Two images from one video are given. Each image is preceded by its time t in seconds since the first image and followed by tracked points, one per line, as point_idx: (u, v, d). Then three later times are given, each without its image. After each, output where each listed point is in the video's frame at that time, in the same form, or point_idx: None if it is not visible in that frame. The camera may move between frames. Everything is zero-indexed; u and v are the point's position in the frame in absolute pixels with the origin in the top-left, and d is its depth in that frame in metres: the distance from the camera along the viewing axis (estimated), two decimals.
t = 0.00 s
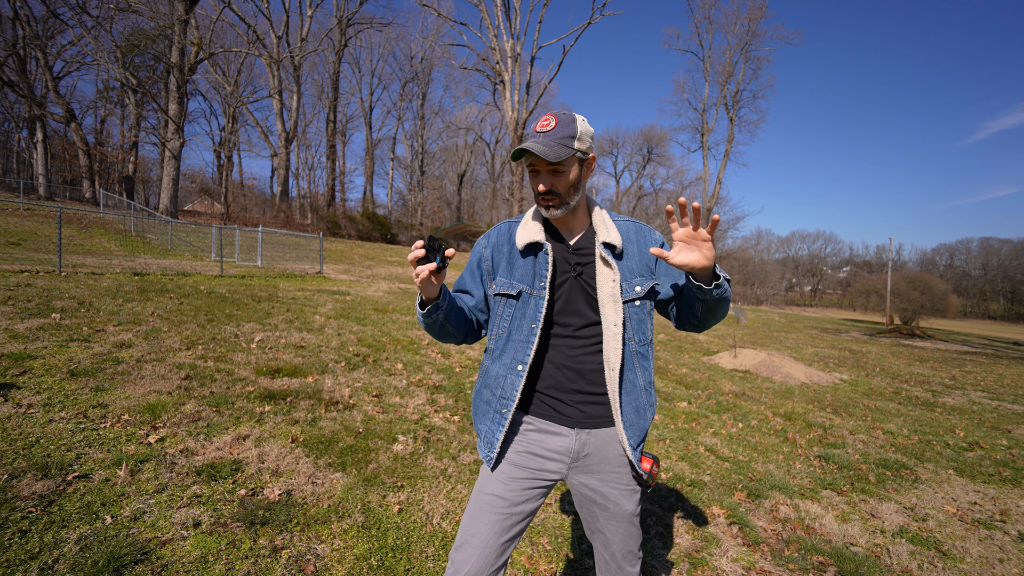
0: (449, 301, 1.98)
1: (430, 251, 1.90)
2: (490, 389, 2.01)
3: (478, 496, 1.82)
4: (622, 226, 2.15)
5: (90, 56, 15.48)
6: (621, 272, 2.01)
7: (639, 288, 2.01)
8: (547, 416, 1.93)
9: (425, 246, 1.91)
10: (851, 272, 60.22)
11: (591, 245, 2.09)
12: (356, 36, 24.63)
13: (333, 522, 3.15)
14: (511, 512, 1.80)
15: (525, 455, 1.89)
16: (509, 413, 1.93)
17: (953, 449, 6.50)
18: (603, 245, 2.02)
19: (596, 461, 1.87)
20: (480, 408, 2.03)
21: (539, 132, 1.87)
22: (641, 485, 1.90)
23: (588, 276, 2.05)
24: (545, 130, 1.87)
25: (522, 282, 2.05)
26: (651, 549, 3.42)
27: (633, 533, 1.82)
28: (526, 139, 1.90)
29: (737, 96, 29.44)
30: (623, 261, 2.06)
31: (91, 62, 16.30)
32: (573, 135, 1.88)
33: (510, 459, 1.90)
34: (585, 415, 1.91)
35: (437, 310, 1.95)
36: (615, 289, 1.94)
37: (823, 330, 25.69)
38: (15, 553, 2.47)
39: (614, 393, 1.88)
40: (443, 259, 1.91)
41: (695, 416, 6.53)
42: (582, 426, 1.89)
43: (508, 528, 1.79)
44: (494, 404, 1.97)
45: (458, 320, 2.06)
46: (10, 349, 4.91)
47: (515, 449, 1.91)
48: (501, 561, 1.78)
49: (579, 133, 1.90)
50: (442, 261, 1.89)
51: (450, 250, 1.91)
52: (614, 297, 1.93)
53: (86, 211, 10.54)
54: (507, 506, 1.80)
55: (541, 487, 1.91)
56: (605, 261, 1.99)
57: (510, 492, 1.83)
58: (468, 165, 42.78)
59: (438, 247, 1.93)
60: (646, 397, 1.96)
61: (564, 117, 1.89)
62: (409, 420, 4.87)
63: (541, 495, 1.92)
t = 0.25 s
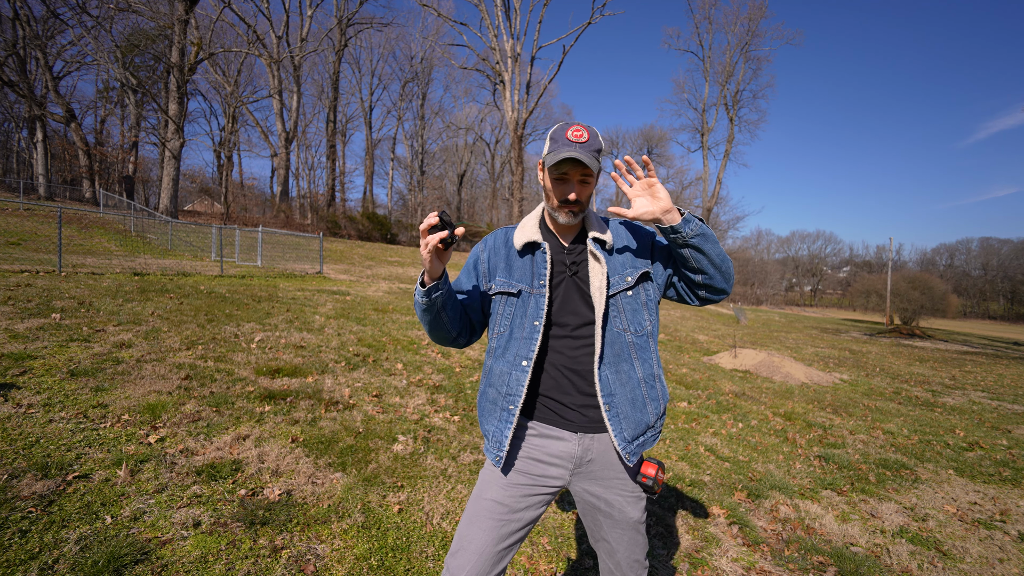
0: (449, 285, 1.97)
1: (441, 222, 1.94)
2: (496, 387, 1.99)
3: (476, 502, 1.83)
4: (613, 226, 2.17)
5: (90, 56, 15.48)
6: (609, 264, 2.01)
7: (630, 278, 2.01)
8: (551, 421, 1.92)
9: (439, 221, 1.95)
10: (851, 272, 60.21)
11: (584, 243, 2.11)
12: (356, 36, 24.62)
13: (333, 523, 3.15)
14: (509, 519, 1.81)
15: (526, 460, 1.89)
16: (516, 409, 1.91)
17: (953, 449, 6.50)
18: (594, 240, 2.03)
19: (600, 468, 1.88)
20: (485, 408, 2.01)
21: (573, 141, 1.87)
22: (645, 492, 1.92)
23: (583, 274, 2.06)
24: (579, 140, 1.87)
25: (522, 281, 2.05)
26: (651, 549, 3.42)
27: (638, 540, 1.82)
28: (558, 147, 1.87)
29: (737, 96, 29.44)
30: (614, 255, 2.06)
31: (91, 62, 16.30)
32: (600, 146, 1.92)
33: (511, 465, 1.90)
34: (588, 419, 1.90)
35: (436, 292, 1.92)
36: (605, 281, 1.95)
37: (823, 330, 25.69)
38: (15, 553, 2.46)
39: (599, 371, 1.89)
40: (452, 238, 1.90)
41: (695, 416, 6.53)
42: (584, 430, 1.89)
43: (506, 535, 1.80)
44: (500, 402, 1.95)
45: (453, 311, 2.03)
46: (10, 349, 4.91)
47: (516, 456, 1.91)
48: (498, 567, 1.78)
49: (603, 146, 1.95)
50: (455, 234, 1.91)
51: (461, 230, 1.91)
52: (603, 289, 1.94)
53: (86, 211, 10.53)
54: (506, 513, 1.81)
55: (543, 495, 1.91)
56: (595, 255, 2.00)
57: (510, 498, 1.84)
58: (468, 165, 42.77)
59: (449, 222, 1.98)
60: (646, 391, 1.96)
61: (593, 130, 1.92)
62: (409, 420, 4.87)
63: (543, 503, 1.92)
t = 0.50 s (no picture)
0: (447, 286, 1.97)
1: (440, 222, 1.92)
2: (494, 387, 1.99)
3: (477, 498, 1.83)
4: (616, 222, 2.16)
5: (90, 56, 15.48)
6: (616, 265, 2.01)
7: (636, 279, 2.01)
8: (550, 418, 1.93)
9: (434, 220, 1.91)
10: (851, 272, 60.22)
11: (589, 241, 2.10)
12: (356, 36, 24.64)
13: (333, 522, 3.15)
14: (510, 515, 1.81)
15: (526, 457, 1.89)
16: (514, 410, 1.92)
17: (953, 449, 6.50)
18: (599, 240, 2.02)
19: (598, 464, 1.87)
20: (485, 407, 2.01)
21: (561, 127, 1.87)
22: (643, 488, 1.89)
23: (586, 272, 2.05)
24: (567, 126, 1.86)
25: (522, 280, 2.05)
26: (651, 549, 3.42)
27: (634, 536, 1.81)
28: (547, 135, 1.88)
29: (737, 97, 29.44)
30: (619, 255, 2.05)
31: (91, 62, 16.29)
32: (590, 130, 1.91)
33: (511, 461, 1.90)
34: (587, 417, 1.90)
35: (434, 292, 1.93)
36: (611, 282, 1.95)
37: (823, 330, 25.70)
38: (15, 552, 2.47)
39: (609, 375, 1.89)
40: (449, 239, 1.90)
41: (695, 416, 6.53)
42: (583, 428, 1.89)
43: (507, 530, 1.80)
44: (498, 403, 1.96)
45: (451, 310, 2.03)
46: (10, 348, 4.91)
47: (515, 452, 1.91)
48: (500, 563, 1.79)
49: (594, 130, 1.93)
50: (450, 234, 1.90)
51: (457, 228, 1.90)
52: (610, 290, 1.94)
53: (85, 211, 10.53)
54: (506, 508, 1.81)
55: (541, 490, 1.91)
56: (600, 256, 1.99)
57: (509, 493, 1.84)
58: (468, 165, 42.77)
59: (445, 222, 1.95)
60: (651, 390, 1.96)
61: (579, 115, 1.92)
62: (409, 420, 4.87)
63: (542, 497, 1.92)
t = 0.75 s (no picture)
0: (438, 300, 1.98)
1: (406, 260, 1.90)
2: (488, 390, 2.03)
3: (480, 487, 1.84)
4: (622, 219, 2.09)
5: (90, 56, 15.48)
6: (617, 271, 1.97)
7: (640, 286, 1.97)
8: (546, 413, 1.93)
9: (403, 250, 1.91)
10: (851, 272, 60.25)
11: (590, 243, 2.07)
12: (356, 36, 24.62)
13: (333, 522, 3.15)
14: (512, 500, 1.81)
15: (526, 448, 1.91)
16: (506, 413, 1.94)
17: (953, 448, 6.50)
18: (601, 244, 1.98)
19: (591, 457, 1.87)
20: (481, 408, 2.06)
21: (533, 122, 1.89)
22: (635, 482, 1.89)
23: (587, 274, 2.03)
24: (539, 121, 1.88)
25: (519, 284, 2.06)
26: (650, 548, 3.42)
27: (626, 526, 1.83)
28: (521, 132, 1.90)
29: (737, 97, 29.46)
30: (624, 258, 2.01)
31: (91, 61, 16.29)
32: (569, 122, 1.89)
33: (510, 449, 1.92)
34: (580, 412, 1.91)
35: (424, 311, 1.95)
36: (611, 288, 1.92)
37: (823, 330, 25.71)
38: (15, 553, 2.46)
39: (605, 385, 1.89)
40: (424, 262, 1.91)
41: (695, 416, 6.53)
42: (577, 423, 1.89)
43: (510, 514, 1.80)
44: (492, 406, 1.98)
45: (450, 316, 2.06)
46: (10, 349, 4.91)
47: (516, 443, 1.93)
48: (505, 547, 1.79)
49: (574, 120, 1.91)
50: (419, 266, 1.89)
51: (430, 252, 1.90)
52: (609, 296, 1.92)
53: (86, 211, 10.53)
54: (508, 495, 1.81)
55: (540, 474, 1.92)
56: (603, 261, 1.96)
57: (510, 481, 1.84)
58: (468, 165, 42.75)
59: (416, 251, 1.93)
60: (646, 394, 1.96)
61: (556, 107, 1.91)
62: (409, 420, 4.87)
63: (541, 483, 1.93)
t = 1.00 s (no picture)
0: (443, 306, 1.99)
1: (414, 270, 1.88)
2: (487, 390, 2.03)
3: (480, 490, 1.83)
4: (626, 223, 2.10)
5: (90, 56, 15.48)
6: (621, 273, 1.98)
7: (642, 290, 2.00)
8: (547, 414, 1.93)
9: (410, 260, 1.90)
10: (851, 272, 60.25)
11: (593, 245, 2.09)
12: (356, 36, 24.61)
13: (333, 522, 3.15)
14: (512, 504, 1.81)
15: (525, 450, 1.90)
16: (504, 414, 1.93)
17: (953, 449, 6.50)
18: (605, 247, 2.00)
19: (592, 459, 1.87)
20: (478, 408, 2.05)
21: (548, 124, 1.87)
22: (636, 483, 1.90)
23: (589, 276, 2.04)
24: (555, 122, 1.86)
25: (520, 285, 2.06)
26: (650, 549, 3.42)
27: (626, 528, 1.83)
28: (535, 134, 1.89)
29: (737, 97, 29.48)
30: (626, 261, 2.03)
31: (91, 61, 16.28)
32: (582, 125, 1.90)
33: (510, 453, 1.91)
34: (581, 413, 1.91)
35: (431, 318, 1.96)
36: (615, 290, 1.93)
37: (823, 330, 25.70)
38: (15, 553, 2.46)
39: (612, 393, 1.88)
40: (431, 270, 1.90)
41: (695, 416, 6.53)
42: (578, 424, 1.89)
43: (510, 519, 1.79)
44: (490, 406, 1.98)
45: (454, 322, 2.06)
46: (10, 349, 4.91)
47: (515, 445, 1.92)
48: (505, 552, 1.77)
49: (587, 123, 1.92)
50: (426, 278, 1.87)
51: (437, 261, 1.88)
52: (612, 299, 1.92)
53: (86, 211, 10.53)
54: (508, 498, 1.81)
55: (541, 478, 1.92)
56: (605, 263, 1.98)
57: (510, 485, 1.83)
58: (468, 165, 42.75)
59: (423, 260, 1.92)
60: (646, 398, 1.96)
61: (570, 108, 1.90)
62: (409, 420, 4.87)
63: (540, 487, 1.93)
